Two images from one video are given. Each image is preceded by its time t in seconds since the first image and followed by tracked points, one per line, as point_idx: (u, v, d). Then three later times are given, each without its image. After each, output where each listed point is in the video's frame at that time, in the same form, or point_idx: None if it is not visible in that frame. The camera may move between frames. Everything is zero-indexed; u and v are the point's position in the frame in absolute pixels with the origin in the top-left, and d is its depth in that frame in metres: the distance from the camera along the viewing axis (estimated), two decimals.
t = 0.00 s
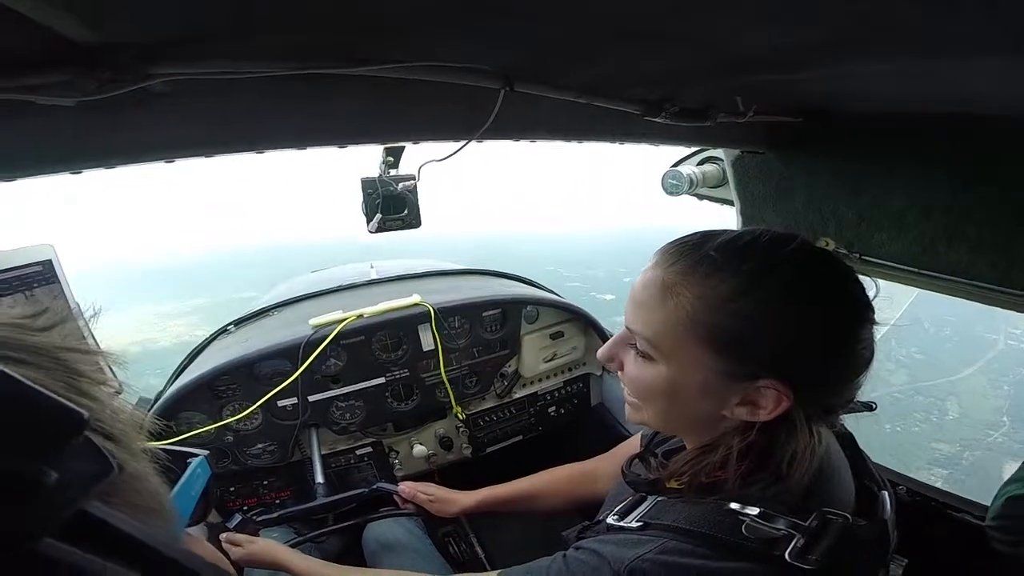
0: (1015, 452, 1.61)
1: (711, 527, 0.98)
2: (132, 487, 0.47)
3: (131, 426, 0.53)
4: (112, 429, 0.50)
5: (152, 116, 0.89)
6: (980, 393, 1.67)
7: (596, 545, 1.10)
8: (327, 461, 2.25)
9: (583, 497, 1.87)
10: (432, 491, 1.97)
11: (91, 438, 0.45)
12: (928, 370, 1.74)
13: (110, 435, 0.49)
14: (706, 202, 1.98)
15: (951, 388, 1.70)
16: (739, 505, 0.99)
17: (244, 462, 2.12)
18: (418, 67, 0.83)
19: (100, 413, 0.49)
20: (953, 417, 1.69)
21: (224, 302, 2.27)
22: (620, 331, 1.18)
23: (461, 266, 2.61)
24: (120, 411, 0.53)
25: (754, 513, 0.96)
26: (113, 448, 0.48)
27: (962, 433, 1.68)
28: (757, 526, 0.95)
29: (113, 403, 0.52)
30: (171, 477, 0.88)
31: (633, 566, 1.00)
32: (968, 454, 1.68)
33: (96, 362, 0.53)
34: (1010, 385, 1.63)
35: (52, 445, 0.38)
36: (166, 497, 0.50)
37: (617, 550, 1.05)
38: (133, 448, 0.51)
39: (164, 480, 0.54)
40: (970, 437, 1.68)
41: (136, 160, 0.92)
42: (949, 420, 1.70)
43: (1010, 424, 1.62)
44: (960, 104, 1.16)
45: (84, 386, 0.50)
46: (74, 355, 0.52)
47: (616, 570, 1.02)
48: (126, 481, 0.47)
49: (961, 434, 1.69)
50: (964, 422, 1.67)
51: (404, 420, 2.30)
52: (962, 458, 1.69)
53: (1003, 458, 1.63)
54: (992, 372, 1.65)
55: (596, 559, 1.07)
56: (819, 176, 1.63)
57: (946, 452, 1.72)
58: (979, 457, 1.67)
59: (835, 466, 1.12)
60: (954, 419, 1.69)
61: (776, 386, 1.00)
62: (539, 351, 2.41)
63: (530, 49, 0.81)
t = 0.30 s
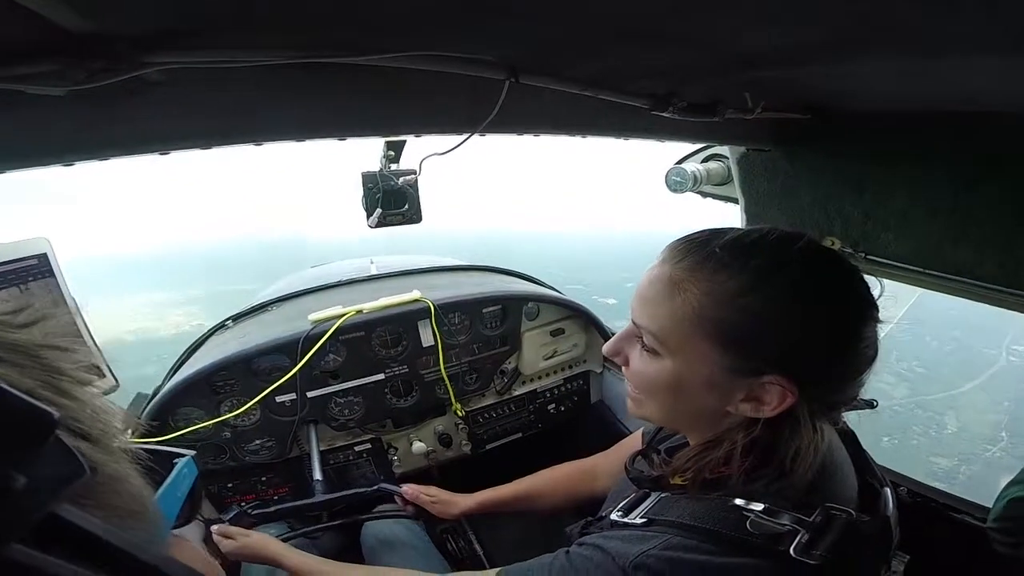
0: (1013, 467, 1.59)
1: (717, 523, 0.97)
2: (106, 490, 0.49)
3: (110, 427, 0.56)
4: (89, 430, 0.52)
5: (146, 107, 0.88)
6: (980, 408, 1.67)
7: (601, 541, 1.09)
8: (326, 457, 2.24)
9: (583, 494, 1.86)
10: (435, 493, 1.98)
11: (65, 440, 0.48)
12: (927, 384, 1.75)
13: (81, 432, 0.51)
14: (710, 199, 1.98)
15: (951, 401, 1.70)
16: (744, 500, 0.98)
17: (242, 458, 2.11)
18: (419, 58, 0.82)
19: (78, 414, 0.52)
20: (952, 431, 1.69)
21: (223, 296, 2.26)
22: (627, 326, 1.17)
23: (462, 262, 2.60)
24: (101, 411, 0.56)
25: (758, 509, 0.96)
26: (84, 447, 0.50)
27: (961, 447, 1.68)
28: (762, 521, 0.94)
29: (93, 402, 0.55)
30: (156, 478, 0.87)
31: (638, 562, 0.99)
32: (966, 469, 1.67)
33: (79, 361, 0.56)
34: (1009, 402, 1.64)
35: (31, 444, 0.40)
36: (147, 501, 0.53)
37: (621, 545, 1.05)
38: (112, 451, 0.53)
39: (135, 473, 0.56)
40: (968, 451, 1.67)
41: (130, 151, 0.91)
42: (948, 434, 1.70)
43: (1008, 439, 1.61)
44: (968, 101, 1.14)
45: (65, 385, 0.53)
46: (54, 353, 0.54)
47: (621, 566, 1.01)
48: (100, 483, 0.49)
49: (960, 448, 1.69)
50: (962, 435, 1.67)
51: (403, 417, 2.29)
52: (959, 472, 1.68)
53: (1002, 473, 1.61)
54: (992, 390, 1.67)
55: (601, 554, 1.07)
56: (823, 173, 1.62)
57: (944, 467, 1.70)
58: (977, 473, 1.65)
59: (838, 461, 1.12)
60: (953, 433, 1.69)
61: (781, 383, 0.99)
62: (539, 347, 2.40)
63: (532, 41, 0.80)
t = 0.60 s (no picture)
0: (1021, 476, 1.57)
1: (720, 524, 0.96)
2: (91, 498, 0.53)
3: (96, 434, 0.58)
4: (73, 440, 0.55)
5: (137, 112, 0.87)
6: (987, 415, 1.64)
7: (603, 541, 1.09)
8: (327, 460, 2.23)
9: (586, 495, 1.86)
10: (436, 496, 1.94)
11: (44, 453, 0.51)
12: (934, 392, 1.71)
13: (66, 444, 0.54)
14: (712, 200, 1.97)
15: (958, 409, 1.67)
16: (745, 500, 0.98)
17: (242, 461, 2.10)
18: (414, 60, 0.81)
19: (64, 424, 0.55)
20: (959, 439, 1.68)
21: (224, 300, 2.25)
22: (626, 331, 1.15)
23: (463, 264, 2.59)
24: (91, 420, 0.59)
25: (759, 508, 0.95)
26: (68, 460, 0.53)
27: (969, 455, 1.67)
28: (764, 521, 0.94)
29: (82, 412, 0.58)
30: (146, 487, 0.86)
31: (642, 561, 0.99)
32: (973, 476, 1.65)
33: (64, 369, 0.58)
34: (1017, 409, 1.61)
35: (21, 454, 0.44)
36: (133, 508, 0.57)
37: (624, 546, 1.04)
38: (98, 459, 0.56)
39: (126, 481, 0.60)
40: (975, 459, 1.65)
41: (122, 157, 0.90)
42: (955, 441, 1.69)
43: (1017, 446, 1.59)
44: (971, 102, 1.13)
45: (49, 396, 0.55)
46: (42, 366, 0.57)
47: (625, 566, 1.01)
48: (83, 493, 0.53)
49: (967, 456, 1.67)
50: (970, 443, 1.65)
51: (404, 420, 2.29)
52: (966, 480, 1.66)
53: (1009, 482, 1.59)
54: (1000, 398, 1.64)
55: (604, 554, 1.06)
56: (824, 173, 1.62)
57: (951, 475, 1.70)
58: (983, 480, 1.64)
59: (841, 460, 1.11)
60: (960, 440, 1.67)
61: (786, 386, 0.98)
62: (540, 349, 2.39)
63: (527, 43, 0.79)
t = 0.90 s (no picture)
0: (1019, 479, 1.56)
1: (719, 523, 0.96)
2: (77, 502, 0.53)
3: (84, 438, 0.58)
4: (59, 444, 0.54)
5: (121, 113, 0.86)
6: (985, 419, 1.63)
7: (603, 540, 1.09)
8: (323, 461, 2.23)
9: (585, 493, 1.86)
10: (432, 496, 1.93)
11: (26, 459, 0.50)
12: (933, 395, 1.71)
13: (51, 447, 0.53)
14: (706, 198, 1.97)
15: (956, 412, 1.67)
16: (745, 500, 0.97)
17: (238, 463, 2.09)
18: (402, 58, 0.81)
19: (47, 429, 0.54)
20: (958, 442, 1.68)
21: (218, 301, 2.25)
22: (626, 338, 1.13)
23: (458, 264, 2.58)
24: (78, 425, 0.58)
25: (759, 507, 0.95)
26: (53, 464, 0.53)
27: (967, 459, 1.67)
28: (764, 520, 0.94)
29: (68, 417, 0.57)
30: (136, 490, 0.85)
31: (642, 560, 0.99)
32: (972, 479, 1.66)
33: (52, 373, 0.57)
34: (1014, 412, 1.60)
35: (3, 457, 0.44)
36: (122, 508, 0.57)
37: (625, 544, 1.04)
38: (85, 462, 0.56)
39: (114, 482, 0.60)
40: (973, 462, 1.65)
41: (108, 158, 0.91)
42: (954, 445, 1.69)
43: (1015, 450, 1.57)
44: (964, 99, 1.13)
45: (37, 400, 0.54)
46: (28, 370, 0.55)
47: (625, 564, 1.01)
48: (70, 496, 0.53)
49: (966, 459, 1.68)
50: (969, 447, 1.66)
51: (400, 420, 2.28)
52: (966, 481, 1.67)
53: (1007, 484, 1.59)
54: (998, 401, 1.64)
55: (603, 552, 1.06)
56: (818, 171, 1.61)
57: (951, 477, 1.70)
58: (983, 482, 1.64)
59: (840, 457, 1.11)
60: (960, 444, 1.68)
61: (798, 386, 0.98)
62: (536, 349, 2.39)
63: (515, 42, 0.79)
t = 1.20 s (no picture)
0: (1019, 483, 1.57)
1: (720, 521, 0.97)
2: (69, 495, 0.52)
3: (78, 431, 0.57)
4: (50, 437, 0.54)
5: (119, 106, 0.86)
6: (985, 424, 1.66)
7: (604, 537, 1.09)
8: (320, 458, 2.23)
9: (586, 491, 1.86)
10: (429, 493, 1.92)
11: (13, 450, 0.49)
12: (933, 400, 1.73)
13: (41, 440, 0.53)
14: (706, 196, 1.97)
15: (956, 417, 1.68)
16: (748, 498, 0.98)
17: (236, 460, 2.09)
18: (403, 52, 0.80)
19: (34, 421, 0.53)
20: (957, 447, 1.69)
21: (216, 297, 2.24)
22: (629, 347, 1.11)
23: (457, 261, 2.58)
24: (71, 418, 0.57)
25: (762, 506, 0.95)
26: (43, 457, 0.52)
27: (966, 464, 1.67)
28: (766, 519, 0.94)
29: (60, 410, 0.57)
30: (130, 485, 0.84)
31: (644, 557, 0.99)
32: (971, 484, 1.65)
33: (47, 365, 0.58)
34: (1016, 418, 1.64)
35: None
36: (114, 503, 0.56)
37: (626, 542, 1.04)
38: (77, 456, 0.55)
39: (109, 481, 0.59)
40: (972, 467, 1.65)
41: (106, 154, 0.91)
42: (953, 450, 1.70)
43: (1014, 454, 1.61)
44: (965, 97, 1.13)
45: (30, 392, 0.55)
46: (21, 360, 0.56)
47: (627, 562, 1.01)
48: (61, 488, 0.51)
49: (966, 465, 1.67)
50: (969, 452, 1.66)
51: (398, 417, 2.28)
52: (965, 486, 1.65)
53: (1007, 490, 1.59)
54: (998, 407, 1.67)
55: (604, 549, 1.06)
56: (818, 169, 1.61)
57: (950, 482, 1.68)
58: (982, 488, 1.63)
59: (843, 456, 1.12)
60: (959, 449, 1.68)
61: (813, 382, 0.98)
62: (535, 346, 2.38)
63: (515, 37, 0.78)
